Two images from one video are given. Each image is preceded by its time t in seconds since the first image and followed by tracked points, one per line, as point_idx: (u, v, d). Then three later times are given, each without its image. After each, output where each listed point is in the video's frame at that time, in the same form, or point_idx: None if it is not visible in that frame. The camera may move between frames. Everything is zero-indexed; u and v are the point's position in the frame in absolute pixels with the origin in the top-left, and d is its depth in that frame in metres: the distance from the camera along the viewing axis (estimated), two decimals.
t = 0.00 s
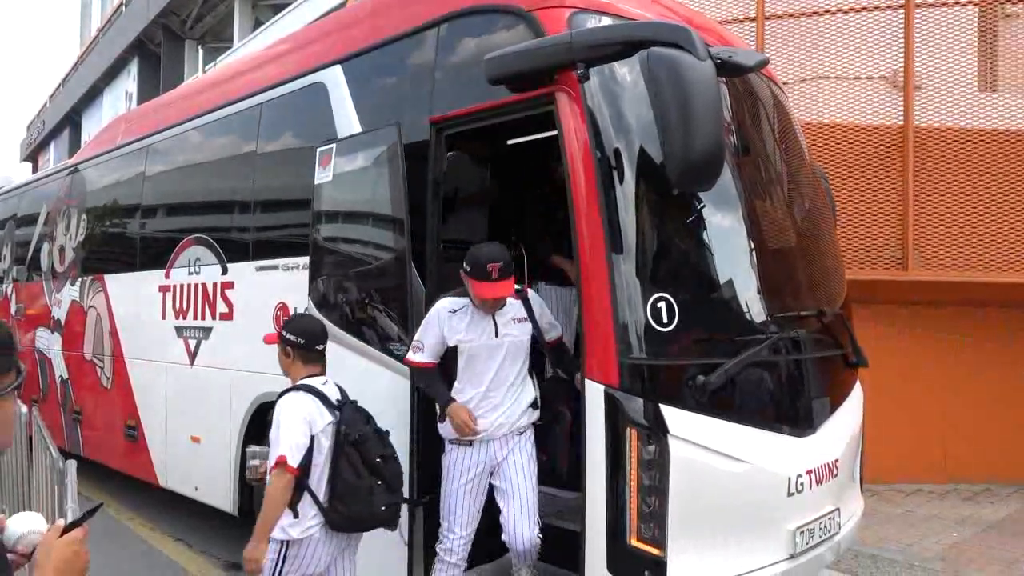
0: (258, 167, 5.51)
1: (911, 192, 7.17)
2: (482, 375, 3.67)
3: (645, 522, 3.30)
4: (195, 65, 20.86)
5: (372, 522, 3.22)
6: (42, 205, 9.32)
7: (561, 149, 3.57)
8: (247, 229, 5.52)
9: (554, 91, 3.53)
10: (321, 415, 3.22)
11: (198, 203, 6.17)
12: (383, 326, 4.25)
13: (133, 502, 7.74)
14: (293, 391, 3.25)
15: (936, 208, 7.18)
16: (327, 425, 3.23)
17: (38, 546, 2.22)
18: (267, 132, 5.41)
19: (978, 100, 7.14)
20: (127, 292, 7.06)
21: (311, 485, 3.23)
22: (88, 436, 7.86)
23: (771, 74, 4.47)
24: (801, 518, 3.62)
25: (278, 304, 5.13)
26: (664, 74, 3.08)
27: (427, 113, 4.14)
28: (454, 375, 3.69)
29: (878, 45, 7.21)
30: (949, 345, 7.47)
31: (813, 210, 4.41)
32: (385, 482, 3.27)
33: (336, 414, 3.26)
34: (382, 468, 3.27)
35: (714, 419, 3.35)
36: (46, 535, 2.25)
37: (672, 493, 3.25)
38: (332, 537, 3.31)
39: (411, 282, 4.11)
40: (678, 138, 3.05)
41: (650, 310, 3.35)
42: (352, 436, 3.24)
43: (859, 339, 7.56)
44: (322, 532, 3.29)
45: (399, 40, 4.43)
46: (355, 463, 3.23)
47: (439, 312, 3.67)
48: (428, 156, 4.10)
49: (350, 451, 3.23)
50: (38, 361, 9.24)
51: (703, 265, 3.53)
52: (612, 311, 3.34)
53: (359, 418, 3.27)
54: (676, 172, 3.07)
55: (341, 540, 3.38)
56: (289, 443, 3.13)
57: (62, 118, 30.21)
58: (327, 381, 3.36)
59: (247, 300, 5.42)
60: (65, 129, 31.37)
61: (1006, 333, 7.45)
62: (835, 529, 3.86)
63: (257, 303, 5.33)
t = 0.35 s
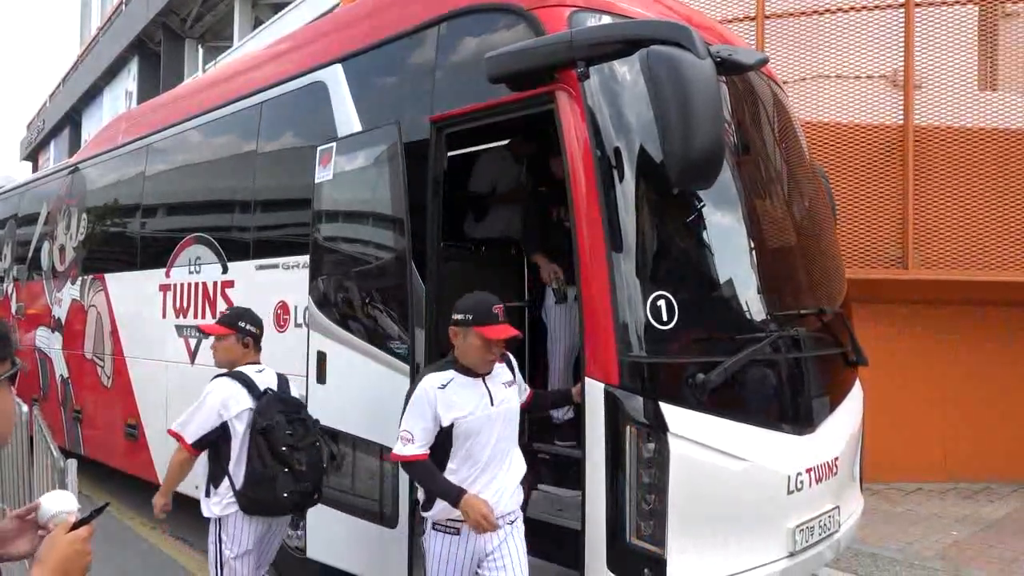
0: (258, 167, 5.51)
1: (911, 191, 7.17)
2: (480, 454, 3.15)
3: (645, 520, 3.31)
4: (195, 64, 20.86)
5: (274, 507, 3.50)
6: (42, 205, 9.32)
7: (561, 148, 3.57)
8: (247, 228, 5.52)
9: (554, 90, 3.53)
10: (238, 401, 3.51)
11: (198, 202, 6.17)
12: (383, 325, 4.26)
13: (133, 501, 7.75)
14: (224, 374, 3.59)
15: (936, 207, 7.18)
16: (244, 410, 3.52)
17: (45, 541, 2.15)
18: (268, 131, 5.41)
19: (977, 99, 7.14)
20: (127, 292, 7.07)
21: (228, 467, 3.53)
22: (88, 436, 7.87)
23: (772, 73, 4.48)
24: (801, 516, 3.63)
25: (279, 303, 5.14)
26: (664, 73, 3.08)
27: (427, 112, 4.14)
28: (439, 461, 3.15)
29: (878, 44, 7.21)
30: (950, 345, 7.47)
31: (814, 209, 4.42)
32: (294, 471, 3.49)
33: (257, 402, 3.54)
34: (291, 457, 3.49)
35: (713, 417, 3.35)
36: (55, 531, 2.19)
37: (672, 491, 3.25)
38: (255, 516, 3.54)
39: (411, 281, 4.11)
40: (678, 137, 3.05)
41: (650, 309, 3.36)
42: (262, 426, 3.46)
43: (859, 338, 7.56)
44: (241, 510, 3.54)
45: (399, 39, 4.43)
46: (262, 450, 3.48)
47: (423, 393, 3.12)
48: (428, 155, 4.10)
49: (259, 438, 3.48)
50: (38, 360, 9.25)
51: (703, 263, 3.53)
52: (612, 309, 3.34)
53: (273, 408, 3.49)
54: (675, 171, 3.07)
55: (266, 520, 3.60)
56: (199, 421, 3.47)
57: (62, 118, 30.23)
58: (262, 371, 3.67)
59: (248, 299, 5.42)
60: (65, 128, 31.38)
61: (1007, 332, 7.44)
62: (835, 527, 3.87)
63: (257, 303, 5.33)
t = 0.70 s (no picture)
0: (258, 166, 5.51)
1: (911, 190, 7.18)
2: (585, 454, 3.16)
3: (645, 519, 3.30)
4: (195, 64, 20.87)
5: (254, 491, 4.09)
6: (42, 205, 9.32)
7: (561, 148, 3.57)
8: (247, 228, 5.52)
9: (555, 89, 3.53)
10: (215, 398, 4.08)
11: (198, 201, 6.17)
12: (383, 324, 4.26)
13: (133, 500, 7.76)
14: (197, 376, 4.15)
15: (936, 206, 7.18)
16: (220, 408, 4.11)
17: (53, 531, 2.15)
18: (268, 130, 5.41)
19: (977, 98, 7.14)
20: (127, 291, 7.07)
21: (203, 456, 4.07)
22: (88, 435, 7.88)
23: (772, 72, 4.48)
24: (801, 515, 3.63)
25: (278, 302, 5.14)
26: (664, 73, 3.08)
27: (427, 111, 4.15)
28: (556, 462, 3.05)
29: (878, 43, 7.22)
30: (951, 344, 7.47)
31: (813, 209, 4.42)
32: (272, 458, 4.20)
33: (232, 399, 4.14)
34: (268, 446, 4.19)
35: (713, 416, 3.35)
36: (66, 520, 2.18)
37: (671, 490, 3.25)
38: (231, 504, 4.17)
39: (411, 281, 4.11)
40: (678, 136, 3.05)
41: (650, 308, 3.36)
42: (242, 418, 4.10)
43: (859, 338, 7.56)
44: (214, 498, 4.10)
45: (400, 38, 4.43)
46: (243, 442, 4.12)
47: (560, 388, 2.99)
48: (428, 154, 4.11)
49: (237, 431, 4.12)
50: (38, 359, 9.25)
51: (703, 262, 3.53)
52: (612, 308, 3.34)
53: (251, 405, 4.13)
54: (675, 170, 3.08)
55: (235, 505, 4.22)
56: (180, 419, 4.01)
57: (61, 117, 30.26)
58: (226, 374, 4.23)
59: (248, 298, 5.42)
60: (64, 127, 31.38)
61: (1007, 332, 7.45)
62: (834, 526, 3.87)
63: (256, 303, 5.34)
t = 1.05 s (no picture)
0: (254, 165, 5.50)
1: (907, 187, 7.18)
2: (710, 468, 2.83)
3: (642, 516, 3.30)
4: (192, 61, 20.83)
5: (240, 467, 4.21)
6: (37, 204, 9.30)
7: (557, 146, 3.55)
8: (243, 226, 5.51)
9: (551, 87, 3.52)
10: (189, 386, 4.15)
11: (194, 200, 6.16)
12: (380, 322, 4.26)
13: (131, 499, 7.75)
14: (166, 367, 4.18)
15: (932, 203, 7.19)
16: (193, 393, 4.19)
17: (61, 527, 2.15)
18: (263, 129, 5.40)
19: (974, 94, 7.13)
20: (124, 290, 7.06)
21: (184, 437, 4.17)
22: (85, 434, 7.87)
23: (767, 69, 4.47)
24: (799, 511, 3.63)
25: (274, 301, 5.14)
26: (659, 71, 3.06)
27: (424, 109, 4.14)
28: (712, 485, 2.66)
29: (875, 40, 7.21)
30: (948, 338, 7.48)
31: (810, 206, 4.42)
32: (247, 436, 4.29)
33: (203, 386, 4.23)
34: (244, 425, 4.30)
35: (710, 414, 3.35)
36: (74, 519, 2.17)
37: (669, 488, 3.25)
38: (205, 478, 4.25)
39: (408, 278, 4.11)
40: (674, 134, 3.04)
41: (647, 305, 3.35)
42: (220, 400, 4.24)
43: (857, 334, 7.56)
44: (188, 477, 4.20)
45: (395, 36, 4.42)
46: (224, 423, 4.22)
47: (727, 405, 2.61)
48: (424, 153, 4.10)
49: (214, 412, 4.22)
50: (35, 359, 9.24)
51: (700, 260, 3.53)
52: (609, 306, 3.34)
53: (221, 390, 4.26)
54: (671, 168, 3.07)
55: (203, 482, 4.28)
56: (167, 410, 4.04)
57: (58, 116, 30.22)
58: (192, 363, 4.29)
59: (245, 296, 5.41)
60: (61, 126, 31.33)
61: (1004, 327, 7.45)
62: (832, 523, 3.87)
63: (253, 301, 5.33)
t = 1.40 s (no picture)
0: (251, 164, 5.50)
1: (905, 184, 7.19)
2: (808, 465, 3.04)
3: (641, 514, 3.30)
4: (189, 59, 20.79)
5: (153, 463, 4.30)
6: (35, 203, 9.29)
7: (555, 145, 3.56)
8: (241, 225, 5.50)
9: (549, 85, 3.52)
10: (127, 380, 4.35)
11: (192, 199, 6.15)
12: (377, 321, 4.25)
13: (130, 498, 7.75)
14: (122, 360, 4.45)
15: (930, 200, 7.20)
16: (133, 383, 4.38)
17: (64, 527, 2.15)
18: (261, 127, 5.39)
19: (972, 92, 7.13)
20: (121, 289, 7.06)
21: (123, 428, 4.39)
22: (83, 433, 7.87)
23: (765, 66, 4.46)
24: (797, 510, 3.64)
25: (272, 299, 5.14)
26: (655, 69, 3.06)
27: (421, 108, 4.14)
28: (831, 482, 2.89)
29: (872, 37, 7.22)
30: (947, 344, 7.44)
31: (808, 204, 4.41)
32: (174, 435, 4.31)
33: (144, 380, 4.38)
34: (169, 424, 4.32)
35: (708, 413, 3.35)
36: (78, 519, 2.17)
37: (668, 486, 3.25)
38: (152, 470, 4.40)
39: (405, 276, 4.10)
40: (671, 133, 3.04)
41: (645, 304, 3.35)
42: (144, 400, 4.29)
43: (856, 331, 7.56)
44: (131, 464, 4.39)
45: (392, 34, 4.41)
46: (147, 421, 4.31)
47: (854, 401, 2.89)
48: (422, 152, 4.10)
49: (143, 409, 4.29)
50: (33, 359, 9.23)
51: (699, 258, 3.53)
52: (606, 305, 3.34)
53: (156, 386, 4.32)
54: (669, 167, 3.07)
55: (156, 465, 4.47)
56: (99, 402, 4.29)
57: (56, 115, 30.17)
58: (150, 358, 4.47)
59: (242, 295, 5.41)
60: (58, 125, 31.28)
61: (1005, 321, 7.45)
62: (830, 521, 3.87)
63: (251, 300, 5.33)
